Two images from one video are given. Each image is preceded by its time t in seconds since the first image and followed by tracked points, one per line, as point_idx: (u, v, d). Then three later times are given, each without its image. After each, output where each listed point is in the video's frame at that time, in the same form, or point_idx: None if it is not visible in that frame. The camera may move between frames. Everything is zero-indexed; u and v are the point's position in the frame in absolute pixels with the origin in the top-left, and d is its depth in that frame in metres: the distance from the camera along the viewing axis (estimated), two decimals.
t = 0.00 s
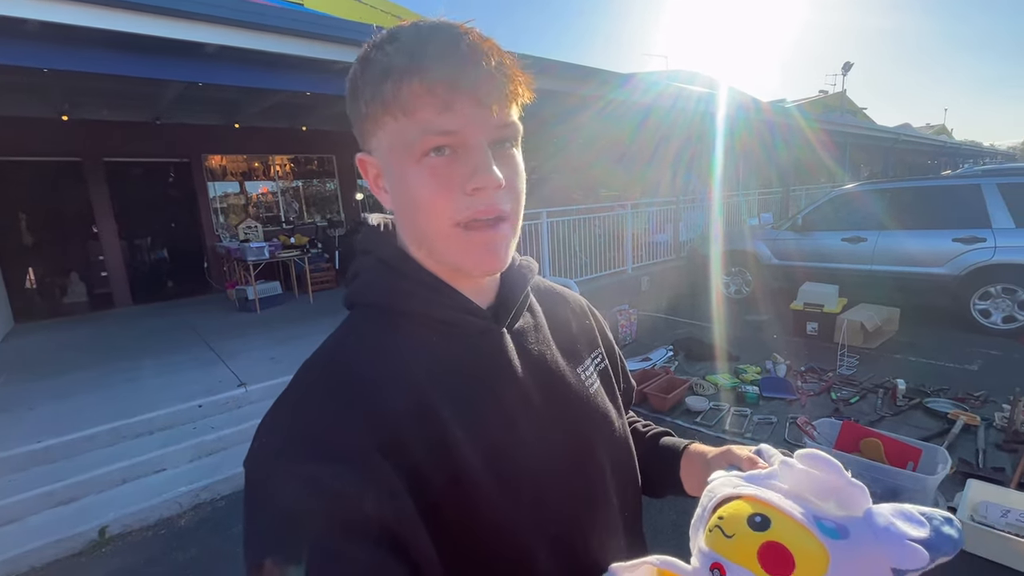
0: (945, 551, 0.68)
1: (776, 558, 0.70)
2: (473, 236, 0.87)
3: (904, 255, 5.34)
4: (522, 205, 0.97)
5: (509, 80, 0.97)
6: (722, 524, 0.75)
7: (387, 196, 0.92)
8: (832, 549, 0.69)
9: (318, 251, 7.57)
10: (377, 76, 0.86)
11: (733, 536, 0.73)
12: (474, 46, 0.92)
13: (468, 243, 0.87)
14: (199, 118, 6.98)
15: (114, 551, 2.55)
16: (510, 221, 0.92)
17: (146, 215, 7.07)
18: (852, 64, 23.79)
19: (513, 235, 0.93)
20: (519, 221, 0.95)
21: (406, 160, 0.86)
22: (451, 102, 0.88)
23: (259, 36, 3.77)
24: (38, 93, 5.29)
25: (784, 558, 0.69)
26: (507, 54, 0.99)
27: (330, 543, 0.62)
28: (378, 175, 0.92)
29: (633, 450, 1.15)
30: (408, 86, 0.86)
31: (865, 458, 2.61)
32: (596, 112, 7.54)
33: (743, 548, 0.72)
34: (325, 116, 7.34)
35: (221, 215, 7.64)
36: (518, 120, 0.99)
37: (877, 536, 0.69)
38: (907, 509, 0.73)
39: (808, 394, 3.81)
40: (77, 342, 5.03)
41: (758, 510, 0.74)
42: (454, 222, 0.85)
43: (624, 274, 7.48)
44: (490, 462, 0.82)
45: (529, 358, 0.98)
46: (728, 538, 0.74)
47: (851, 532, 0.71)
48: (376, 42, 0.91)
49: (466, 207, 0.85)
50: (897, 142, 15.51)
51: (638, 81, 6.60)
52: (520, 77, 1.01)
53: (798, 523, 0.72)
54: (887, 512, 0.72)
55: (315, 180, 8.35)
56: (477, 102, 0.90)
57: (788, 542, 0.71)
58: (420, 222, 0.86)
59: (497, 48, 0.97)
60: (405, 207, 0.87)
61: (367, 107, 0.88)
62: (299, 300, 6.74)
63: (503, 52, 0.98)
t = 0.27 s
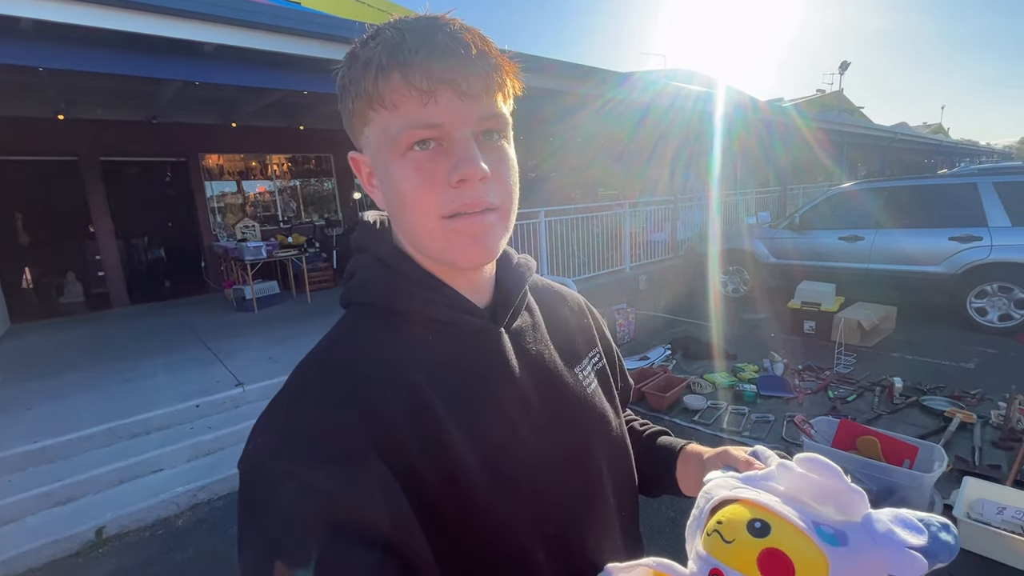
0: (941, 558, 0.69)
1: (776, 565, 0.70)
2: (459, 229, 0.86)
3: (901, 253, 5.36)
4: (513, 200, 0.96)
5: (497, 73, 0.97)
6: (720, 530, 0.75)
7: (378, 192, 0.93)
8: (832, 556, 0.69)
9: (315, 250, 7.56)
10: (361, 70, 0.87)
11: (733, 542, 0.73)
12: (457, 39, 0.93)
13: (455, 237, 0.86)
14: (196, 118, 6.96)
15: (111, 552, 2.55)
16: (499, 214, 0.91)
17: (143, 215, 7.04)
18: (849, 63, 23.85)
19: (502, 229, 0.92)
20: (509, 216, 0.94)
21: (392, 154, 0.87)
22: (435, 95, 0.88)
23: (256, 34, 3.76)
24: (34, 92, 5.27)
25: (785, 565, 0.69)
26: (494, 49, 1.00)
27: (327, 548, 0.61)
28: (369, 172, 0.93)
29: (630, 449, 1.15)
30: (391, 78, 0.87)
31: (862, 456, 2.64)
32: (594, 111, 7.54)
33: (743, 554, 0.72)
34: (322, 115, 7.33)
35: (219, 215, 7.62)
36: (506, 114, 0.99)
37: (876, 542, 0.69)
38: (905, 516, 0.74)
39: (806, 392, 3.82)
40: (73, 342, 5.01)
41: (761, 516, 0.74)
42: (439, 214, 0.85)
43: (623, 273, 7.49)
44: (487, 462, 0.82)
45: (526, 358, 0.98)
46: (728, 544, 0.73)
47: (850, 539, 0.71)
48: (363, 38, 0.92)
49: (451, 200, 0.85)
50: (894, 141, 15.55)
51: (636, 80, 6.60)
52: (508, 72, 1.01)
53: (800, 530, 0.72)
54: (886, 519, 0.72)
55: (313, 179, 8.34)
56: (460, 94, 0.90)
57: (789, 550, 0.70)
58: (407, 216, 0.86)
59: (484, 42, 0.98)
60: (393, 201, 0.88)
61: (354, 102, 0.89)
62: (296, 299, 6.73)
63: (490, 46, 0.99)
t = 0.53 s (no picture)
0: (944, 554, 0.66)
1: None
2: (451, 229, 0.86)
3: (897, 252, 5.38)
4: (506, 198, 0.96)
5: (487, 70, 0.97)
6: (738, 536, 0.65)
7: (370, 192, 0.93)
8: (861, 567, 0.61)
9: (314, 250, 7.55)
10: (350, 71, 0.87)
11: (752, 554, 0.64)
12: (445, 37, 0.93)
13: (447, 236, 0.86)
14: (194, 117, 6.94)
15: (109, 552, 2.55)
16: (492, 212, 0.91)
17: (140, 215, 7.03)
18: (846, 61, 23.92)
19: (496, 227, 0.92)
20: (502, 216, 0.94)
21: (382, 155, 0.87)
22: (424, 94, 0.88)
23: (253, 33, 3.75)
24: (31, 91, 5.25)
25: None
26: (484, 46, 1.00)
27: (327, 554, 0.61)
28: (362, 172, 0.93)
29: (627, 447, 1.16)
30: (379, 79, 0.86)
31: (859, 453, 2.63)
32: (592, 111, 7.54)
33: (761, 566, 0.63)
34: (320, 115, 7.31)
35: (216, 214, 7.60)
36: (497, 112, 0.99)
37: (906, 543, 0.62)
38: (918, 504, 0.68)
39: (803, 390, 3.83)
40: (71, 342, 5.00)
41: (785, 523, 0.64)
42: (430, 214, 0.85)
43: (621, 272, 7.50)
44: (485, 463, 0.82)
45: (522, 357, 0.98)
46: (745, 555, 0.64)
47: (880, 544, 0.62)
48: (351, 40, 0.92)
49: (443, 199, 0.85)
50: (891, 140, 15.59)
51: (634, 79, 6.60)
52: (499, 69, 1.02)
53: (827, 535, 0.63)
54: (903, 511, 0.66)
55: (311, 178, 8.33)
56: (449, 93, 0.90)
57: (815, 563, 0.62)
58: (399, 216, 0.86)
59: (472, 40, 0.98)
60: (385, 202, 0.88)
61: (344, 103, 0.89)
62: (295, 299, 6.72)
63: (478, 42, 0.99)
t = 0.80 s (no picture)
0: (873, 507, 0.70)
1: None
2: (447, 227, 0.86)
3: (896, 251, 5.39)
4: (503, 196, 0.95)
5: (483, 66, 0.97)
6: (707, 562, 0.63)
7: (367, 192, 0.93)
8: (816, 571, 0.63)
9: (312, 249, 7.54)
10: (344, 69, 0.87)
11: None
12: (439, 33, 0.93)
13: (444, 235, 0.86)
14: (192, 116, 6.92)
15: (109, 552, 2.55)
16: (489, 210, 0.91)
17: (138, 213, 7.00)
18: (844, 60, 23.94)
19: (493, 224, 0.92)
20: (500, 213, 0.94)
21: (378, 153, 0.86)
22: (419, 91, 0.88)
23: (250, 32, 3.73)
24: (28, 90, 5.22)
25: None
26: (479, 42, 1.00)
27: (326, 557, 0.61)
28: (359, 172, 0.93)
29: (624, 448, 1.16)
30: (374, 77, 0.86)
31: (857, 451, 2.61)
32: (591, 109, 7.53)
33: None
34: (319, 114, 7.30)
35: (215, 213, 7.58)
36: (494, 109, 0.99)
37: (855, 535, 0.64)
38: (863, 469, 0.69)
39: (802, 389, 3.83)
40: (69, 342, 4.99)
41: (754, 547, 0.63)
42: (427, 212, 0.85)
43: (620, 271, 7.50)
44: (482, 466, 0.82)
45: (520, 358, 0.98)
46: None
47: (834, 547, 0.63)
48: (345, 38, 0.92)
49: (440, 198, 0.85)
50: (890, 139, 15.60)
51: (633, 78, 6.60)
52: (495, 65, 1.01)
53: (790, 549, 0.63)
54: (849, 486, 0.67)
55: (309, 177, 8.32)
56: (445, 90, 0.90)
57: None
58: (396, 214, 0.86)
59: (467, 35, 0.98)
60: (382, 202, 0.88)
61: (339, 103, 0.89)
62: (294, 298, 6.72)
63: (473, 38, 0.99)
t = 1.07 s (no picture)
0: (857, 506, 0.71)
1: None
2: (452, 230, 0.85)
3: (895, 250, 5.39)
4: (508, 200, 0.95)
5: (492, 69, 0.96)
6: None
7: (370, 189, 0.92)
8: None
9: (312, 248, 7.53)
10: (352, 66, 0.86)
11: None
12: (448, 33, 0.92)
13: (448, 237, 0.86)
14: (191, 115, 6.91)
15: (109, 551, 2.54)
16: (494, 214, 0.90)
17: (137, 212, 6.99)
18: (844, 59, 23.94)
19: (498, 228, 0.91)
20: (504, 217, 0.93)
21: (383, 152, 0.86)
22: (427, 92, 0.87)
23: (249, 30, 3.72)
24: (26, 89, 5.21)
25: None
26: (489, 44, 0.99)
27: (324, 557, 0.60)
28: (362, 169, 0.93)
29: (624, 449, 1.15)
30: (382, 75, 0.86)
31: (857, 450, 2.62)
32: (591, 108, 7.52)
33: None
34: (318, 113, 7.29)
35: (214, 213, 7.57)
36: (502, 113, 0.99)
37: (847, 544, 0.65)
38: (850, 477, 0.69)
39: (802, 388, 3.83)
40: (68, 341, 4.98)
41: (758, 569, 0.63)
42: (432, 214, 0.84)
43: (619, 270, 7.50)
44: (482, 466, 0.81)
45: (520, 357, 0.98)
46: None
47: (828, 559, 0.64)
48: (353, 34, 0.91)
49: (446, 201, 0.84)
50: (890, 138, 15.59)
51: (633, 76, 6.59)
52: (503, 67, 1.01)
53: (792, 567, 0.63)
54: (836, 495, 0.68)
55: (309, 177, 8.31)
56: (453, 92, 0.89)
57: None
58: (399, 214, 0.85)
59: (476, 37, 0.97)
60: (386, 202, 0.87)
61: (345, 98, 0.88)
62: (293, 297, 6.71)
63: (482, 39, 0.99)
